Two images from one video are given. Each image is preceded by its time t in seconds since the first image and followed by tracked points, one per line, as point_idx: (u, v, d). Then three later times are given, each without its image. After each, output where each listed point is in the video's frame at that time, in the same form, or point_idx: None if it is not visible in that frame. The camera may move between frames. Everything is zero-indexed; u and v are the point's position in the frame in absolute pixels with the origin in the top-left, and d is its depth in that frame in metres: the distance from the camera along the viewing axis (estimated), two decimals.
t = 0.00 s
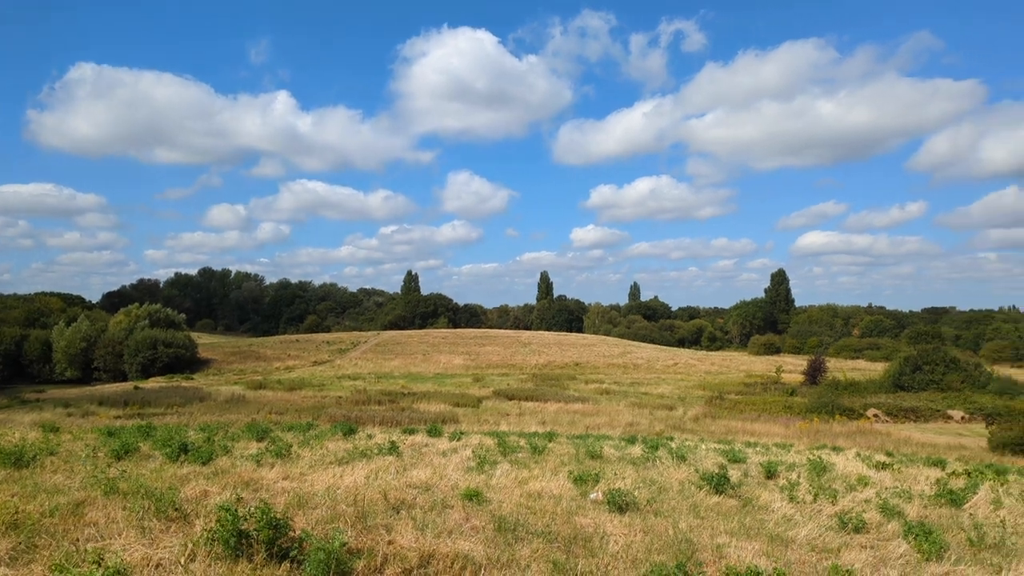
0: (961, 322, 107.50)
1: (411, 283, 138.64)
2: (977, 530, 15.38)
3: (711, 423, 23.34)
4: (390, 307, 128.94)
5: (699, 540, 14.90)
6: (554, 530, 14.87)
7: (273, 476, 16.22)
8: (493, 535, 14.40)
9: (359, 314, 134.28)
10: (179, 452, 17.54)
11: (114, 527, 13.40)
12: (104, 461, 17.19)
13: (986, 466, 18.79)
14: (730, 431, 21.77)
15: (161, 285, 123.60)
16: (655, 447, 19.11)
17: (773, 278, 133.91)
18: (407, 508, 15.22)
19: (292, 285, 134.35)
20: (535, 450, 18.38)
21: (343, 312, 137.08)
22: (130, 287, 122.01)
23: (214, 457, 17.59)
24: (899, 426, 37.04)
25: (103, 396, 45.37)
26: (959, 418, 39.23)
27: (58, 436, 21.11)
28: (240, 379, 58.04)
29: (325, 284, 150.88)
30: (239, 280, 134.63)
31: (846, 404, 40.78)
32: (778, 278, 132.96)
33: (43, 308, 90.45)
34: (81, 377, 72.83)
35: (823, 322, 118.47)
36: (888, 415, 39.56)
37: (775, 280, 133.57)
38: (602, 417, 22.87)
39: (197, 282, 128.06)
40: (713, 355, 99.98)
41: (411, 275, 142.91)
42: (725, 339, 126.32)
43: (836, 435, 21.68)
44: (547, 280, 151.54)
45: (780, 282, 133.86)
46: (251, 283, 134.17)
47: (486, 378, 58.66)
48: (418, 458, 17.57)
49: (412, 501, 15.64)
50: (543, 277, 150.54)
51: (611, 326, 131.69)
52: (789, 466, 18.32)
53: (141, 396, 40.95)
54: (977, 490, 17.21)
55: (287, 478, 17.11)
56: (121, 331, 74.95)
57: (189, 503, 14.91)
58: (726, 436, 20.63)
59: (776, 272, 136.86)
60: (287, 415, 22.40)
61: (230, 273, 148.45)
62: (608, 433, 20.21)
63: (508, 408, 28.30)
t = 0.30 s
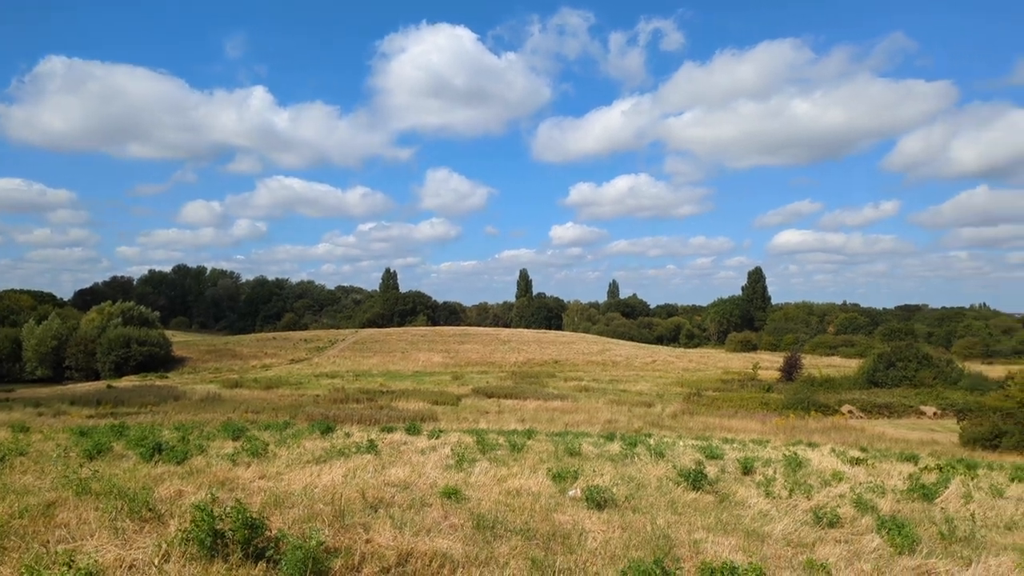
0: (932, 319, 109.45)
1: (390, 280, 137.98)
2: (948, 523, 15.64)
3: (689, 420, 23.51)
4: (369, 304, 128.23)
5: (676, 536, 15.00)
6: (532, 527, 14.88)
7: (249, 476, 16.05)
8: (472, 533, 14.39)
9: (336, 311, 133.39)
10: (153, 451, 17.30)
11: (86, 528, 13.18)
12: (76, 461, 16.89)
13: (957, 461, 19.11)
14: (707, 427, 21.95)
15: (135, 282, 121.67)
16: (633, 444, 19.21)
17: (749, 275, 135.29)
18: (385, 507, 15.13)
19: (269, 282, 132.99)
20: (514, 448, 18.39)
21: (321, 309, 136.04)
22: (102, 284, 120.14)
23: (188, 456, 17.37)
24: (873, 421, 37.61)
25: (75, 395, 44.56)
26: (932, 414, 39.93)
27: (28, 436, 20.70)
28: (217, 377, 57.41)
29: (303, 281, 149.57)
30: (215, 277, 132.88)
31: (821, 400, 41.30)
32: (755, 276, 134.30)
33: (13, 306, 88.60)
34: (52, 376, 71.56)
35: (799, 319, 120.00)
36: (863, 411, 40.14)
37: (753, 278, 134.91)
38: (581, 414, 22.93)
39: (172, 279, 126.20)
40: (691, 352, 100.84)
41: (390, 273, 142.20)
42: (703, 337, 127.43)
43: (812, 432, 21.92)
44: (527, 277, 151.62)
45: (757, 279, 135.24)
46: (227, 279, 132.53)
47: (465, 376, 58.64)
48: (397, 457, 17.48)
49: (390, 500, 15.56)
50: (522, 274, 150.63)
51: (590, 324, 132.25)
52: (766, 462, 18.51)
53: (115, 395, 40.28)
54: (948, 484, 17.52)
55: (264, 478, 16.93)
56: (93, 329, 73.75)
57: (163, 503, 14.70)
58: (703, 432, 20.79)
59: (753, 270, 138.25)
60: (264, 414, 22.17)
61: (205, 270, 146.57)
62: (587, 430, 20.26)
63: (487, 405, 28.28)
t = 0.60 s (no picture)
0: (903, 318, 111.38)
1: (367, 281, 137.17)
2: (920, 519, 15.88)
3: (667, 419, 23.70)
4: (345, 305, 127.34)
5: (653, 535, 15.06)
6: (510, 528, 14.86)
7: (223, 479, 15.85)
8: (450, 534, 14.34)
9: (312, 313, 132.26)
10: (124, 456, 17.02)
11: (55, 535, 12.91)
12: (44, 467, 16.54)
13: (928, 458, 19.45)
14: (684, 427, 22.11)
15: (105, 284, 119.28)
16: (611, 443, 19.29)
17: (725, 276, 136.56)
18: (361, 509, 15.03)
19: (244, 283, 131.48)
20: (492, 448, 18.37)
21: (297, 311, 134.76)
22: (72, 286, 117.64)
23: (161, 460, 17.12)
24: (847, 420, 38.21)
25: (43, 400, 43.63)
26: (904, 411, 40.63)
27: None
28: (190, 380, 56.60)
29: (278, 283, 148.06)
30: (189, 278, 130.86)
31: (795, 399, 41.80)
32: (731, 276, 135.67)
33: None
34: (20, 379, 70.05)
35: (774, 318, 121.46)
36: (836, 409, 40.70)
37: (728, 278, 136.27)
38: (559, 415, 22.95)
39: (144, 281, 123.82)
40: (668, 352, 101.59)
41: (367, 274, 141.28)
42: (679, 337, 128.46)
43: (787, 430, 22.17)
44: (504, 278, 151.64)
45: (733, 280, 136.64)
46: (201, 280, 130.76)
47: (443, 377, 58.56)
48: (374, 459, 17.37)
49: (366, 502, 15.45)
50: (500, 274, 150.63)
51: (567, 324, 132.71)
52: (742, 461, 18.69)
53: (85, 399, 39.53)
54: (919, 480, 17.81)
55: (238, 482, 16.72)
56: (62, 332, 72.39)
57: (135, 508, 14.45)
58: (680, 431, 20.94)
59: (729, 270, 139.56)
60: (240, 417, 21.92)
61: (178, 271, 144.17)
62: (565, 431, 20.30)
63: (465, 406, 28.19)
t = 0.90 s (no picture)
0: (870, 318, 113.57)
1: (339, 282, 136.08)
2: (885, 516, 16.17)
3: (640, 418, 23.88)
4: (316, 307, 126.11)
5: (625, 534, 15.14)
6: (482, 529, 14.83)
7: (191, 483, 15.60)
8: (421, 536, 14.27)
9: (283, 314, 130.75)
10: (88, 460, 16.66)
11: (14, 541, 12.58)
12: (4, 472, 16.12)
13: (894, 456, 19.82)
14: (656, 426, 22.27)
15: (69, 285, 115.97)
16: (584, 443, 19.35)
17: (698, 276, 137.87)
18: (332, 512, 14.89)
19: (213, 284, 129.48)
20: (465, 449, 18.33)
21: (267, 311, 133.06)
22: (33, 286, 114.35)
23: (126, 464, 16.79)
24: (815, 418, 38.86)
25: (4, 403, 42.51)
26: (870, 410, 41.43)
27: None
28: (158, 382, 55.69)
29: (249, 283, 146.08)
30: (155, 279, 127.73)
31: (765, 398, 42.37)
32: (703, 276, 137.14)
33: None
34: None
35: (745, 318, 123.04)
36: (805, 408, 41.35)
37: (701, 279, 137.70)
38: (532, 415, 22.98)
39: (109, 281, 120.03)
40: (640, 352, 102.36)
41: (340, 274, 140.07)
42: (651, 337, 129.50)
43: (757, 429, 22.45)
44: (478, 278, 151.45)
45: (705, 280, 138.10)
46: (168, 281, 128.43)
47: (415, 378, 58.35)
48: (345, 461, 17.23)
49: (337, 504, 15.30)
50: (474, 275, 150.39)
51: (541, 324, 133.07)
52: (712, 459, 18.88)
53: (48, 402, 38.64)
54: (885, 478, 18.15)
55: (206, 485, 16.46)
56: (24, 334, 70.63)
57: (99, 513, 14.14)
58: (652, 431, 21.08)
59: (701, 271, 140.89)
60: (208, 419, 21.60)
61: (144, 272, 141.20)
62: (538, 431, 20.32)
63: (438, 408, 28.19)
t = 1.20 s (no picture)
0: (844, 316, 115.15)
1: (316, 282, 135.13)
2: (859, 512, 16.39)
3: (618, 417, 23.98)
4: (293, 306, 125.01)
5: (603, 532, 15.20)
6: (460, 529, 14.80)
7: (165, 485, 15.39)
8: (399, 536, 14.20)
9: (259, 314, 129.42)
10: (58, 463, 16.36)
11: None
12: None
13: (868, 453, 20.10)
14: (635, 425, 22.38)
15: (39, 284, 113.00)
16: (562, 442, 19.39)
17: (676, 275, 138.76)
18: (309, 513, 14.77)
19: (187, 283, 127.85)
20: (443, 450, 18.28)
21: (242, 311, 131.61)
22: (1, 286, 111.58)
23: (98, 466, 16.52)
24: (790, 416, 39.31)
25: None
26: (845, 408, 42.02)
27: None
28: (132, 383, 54.83)
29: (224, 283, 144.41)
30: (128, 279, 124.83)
31: (742, 396, 42.76)
32: (681, 275, 138.06)
33: None
34: None
35: (721, 317, 124.12)
36: (781, 406, 41.82)
37: (678, 278, 138.62)
38: (511, 415, 22.98)
39: (81, 280, 116.59)
40: (619, 351, 102.82)
41: (317, 274, 139.00)
42: (630, 337, 130.16)
43: (734, 427, 22.65)
44: (457, 277, 151.12)
45: (682, 280, 138.97)
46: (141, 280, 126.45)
47: (393, 378, 58.13)
48: (322, 462, 17.09)
49: (314, 505, 15.19)
50: (452, 274, 150.02)
51: (520, 324, 133.17)
52: (689, 457, 19.02)
53: (17, 404, 37.89)
54: (858, 474, 18.41)
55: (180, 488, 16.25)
56: None
57: (69, 517, 13.90)
58: (631, 430, 21.18)
59: (679, 270, 141.76)
60: (183, 421, 21.34)
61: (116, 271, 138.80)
62: (517, 431, 20.32)
63: (416, 409, 28.17)
